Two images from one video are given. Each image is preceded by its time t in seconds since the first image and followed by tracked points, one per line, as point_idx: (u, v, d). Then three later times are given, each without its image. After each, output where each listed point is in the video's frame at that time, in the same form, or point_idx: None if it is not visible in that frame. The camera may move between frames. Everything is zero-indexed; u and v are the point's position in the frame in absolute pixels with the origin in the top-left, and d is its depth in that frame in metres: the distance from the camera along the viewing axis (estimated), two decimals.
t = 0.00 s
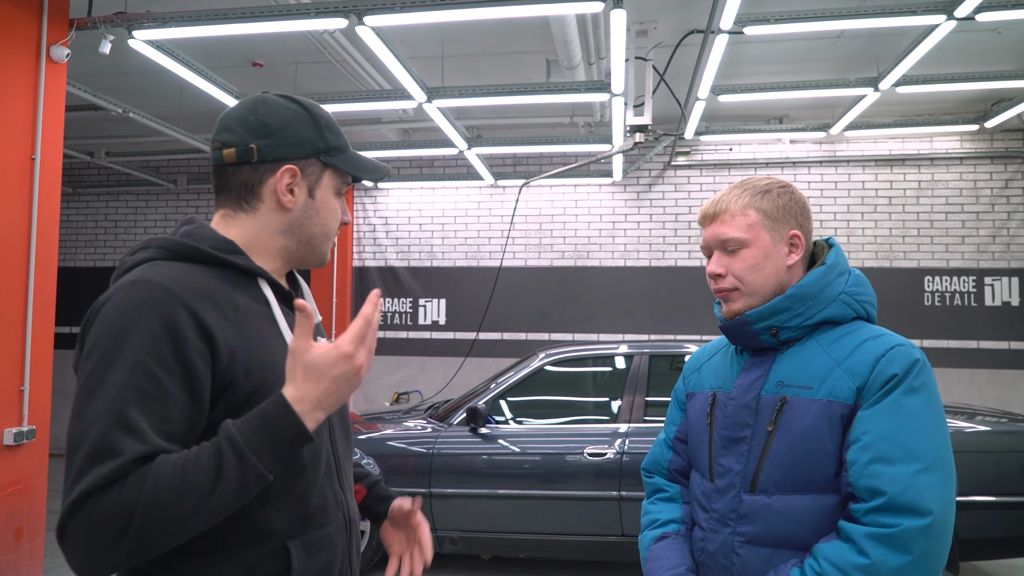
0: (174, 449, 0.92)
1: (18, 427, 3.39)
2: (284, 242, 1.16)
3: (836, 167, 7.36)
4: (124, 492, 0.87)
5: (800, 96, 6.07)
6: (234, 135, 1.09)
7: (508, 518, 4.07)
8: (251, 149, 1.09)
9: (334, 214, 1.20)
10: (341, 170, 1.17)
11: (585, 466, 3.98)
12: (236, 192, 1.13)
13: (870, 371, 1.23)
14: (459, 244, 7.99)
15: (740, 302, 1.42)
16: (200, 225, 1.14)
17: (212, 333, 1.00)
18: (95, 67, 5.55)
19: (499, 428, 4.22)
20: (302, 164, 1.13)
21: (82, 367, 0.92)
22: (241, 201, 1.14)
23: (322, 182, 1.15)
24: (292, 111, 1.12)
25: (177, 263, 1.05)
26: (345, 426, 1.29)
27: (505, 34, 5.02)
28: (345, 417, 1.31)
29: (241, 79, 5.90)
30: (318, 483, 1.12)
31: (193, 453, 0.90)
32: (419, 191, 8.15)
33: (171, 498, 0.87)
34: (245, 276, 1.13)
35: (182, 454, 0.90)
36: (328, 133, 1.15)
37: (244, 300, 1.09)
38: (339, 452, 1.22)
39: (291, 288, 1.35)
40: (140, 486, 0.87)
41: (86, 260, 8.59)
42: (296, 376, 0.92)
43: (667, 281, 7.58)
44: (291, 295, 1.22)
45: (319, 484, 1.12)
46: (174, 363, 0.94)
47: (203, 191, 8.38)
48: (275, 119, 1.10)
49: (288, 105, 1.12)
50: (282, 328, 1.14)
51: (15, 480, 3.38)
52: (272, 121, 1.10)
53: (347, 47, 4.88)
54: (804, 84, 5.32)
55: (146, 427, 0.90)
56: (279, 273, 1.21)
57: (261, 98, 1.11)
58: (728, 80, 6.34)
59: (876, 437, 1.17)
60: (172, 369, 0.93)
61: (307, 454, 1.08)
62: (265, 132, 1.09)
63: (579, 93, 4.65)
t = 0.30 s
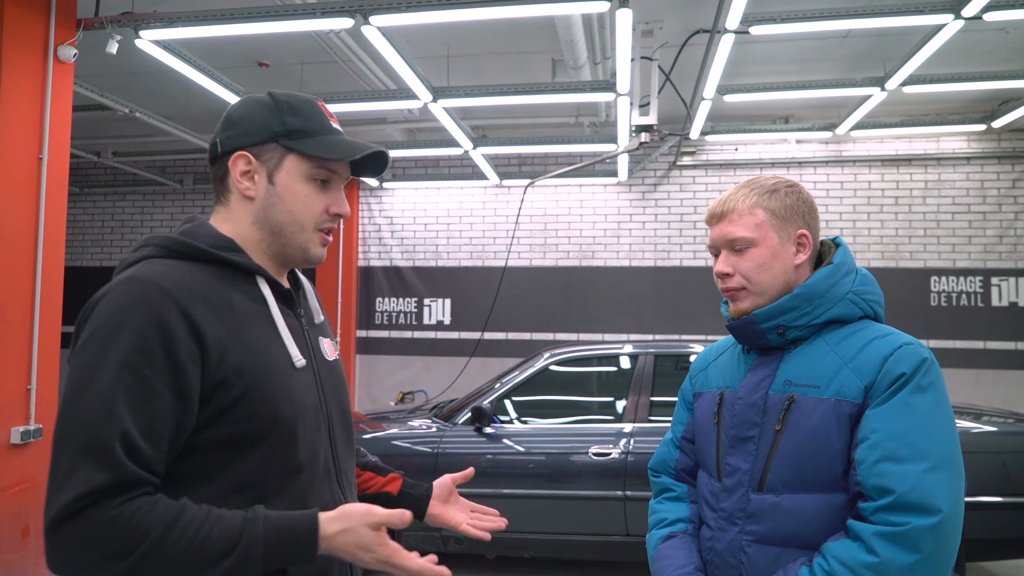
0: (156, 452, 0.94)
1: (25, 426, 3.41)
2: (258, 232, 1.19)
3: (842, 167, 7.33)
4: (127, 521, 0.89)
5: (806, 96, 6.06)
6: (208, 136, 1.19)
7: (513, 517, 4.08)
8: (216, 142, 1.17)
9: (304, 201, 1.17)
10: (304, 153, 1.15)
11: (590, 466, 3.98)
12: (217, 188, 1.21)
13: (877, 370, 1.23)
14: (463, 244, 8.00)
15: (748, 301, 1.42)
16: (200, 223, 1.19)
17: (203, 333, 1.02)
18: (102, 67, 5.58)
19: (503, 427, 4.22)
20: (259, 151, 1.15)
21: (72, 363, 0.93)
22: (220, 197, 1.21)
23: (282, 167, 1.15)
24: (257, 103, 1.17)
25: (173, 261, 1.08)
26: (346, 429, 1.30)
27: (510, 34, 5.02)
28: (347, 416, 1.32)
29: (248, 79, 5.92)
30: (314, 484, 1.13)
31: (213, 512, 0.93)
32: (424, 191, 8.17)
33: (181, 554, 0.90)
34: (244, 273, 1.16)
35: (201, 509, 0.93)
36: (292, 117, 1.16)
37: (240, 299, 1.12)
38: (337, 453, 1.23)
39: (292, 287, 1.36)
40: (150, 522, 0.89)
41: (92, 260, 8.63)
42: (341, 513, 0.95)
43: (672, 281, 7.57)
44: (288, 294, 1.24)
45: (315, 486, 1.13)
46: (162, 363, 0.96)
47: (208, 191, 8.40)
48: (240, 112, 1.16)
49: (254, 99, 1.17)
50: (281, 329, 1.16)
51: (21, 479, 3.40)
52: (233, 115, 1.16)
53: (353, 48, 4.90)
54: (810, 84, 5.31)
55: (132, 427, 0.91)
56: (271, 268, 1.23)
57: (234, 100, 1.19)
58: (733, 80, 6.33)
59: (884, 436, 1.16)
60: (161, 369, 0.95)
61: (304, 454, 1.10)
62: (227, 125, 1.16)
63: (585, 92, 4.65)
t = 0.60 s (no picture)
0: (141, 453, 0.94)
1: (28, 426, 3.42)
2: (269, 229, 1.20)
3: (840, 169, 7.37)
4: (89, 511, 0.89)
5: (805, 98, 6.08)
6: (223, 130, 1.21)
7: (513, 518, 4.09)
8: (232, 136, 1.18)
9: (318, 201, 1.19)
10: (322, 154, 1.18)
11: (589, 466, 4.00)
12: (228, 183, 1.22)
13: (881, 372, 1.25)
14: (462, 244, 8.02)
15: (754, 304, 1.44)
16: (210, 224, 1.20)
17: (205, 339, 1.03)
18: (104, 69, 5.59)
19: (504, 428, 4.23)
20: (277, 147, 1.17)
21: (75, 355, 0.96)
22: (231, 191, 1.21)
23: (299, 166, 1.17)
24: (277, 103, 1.20)
25: (180, 263, 1.10)
26: (354, 432, 1.32)
27: (510, 37, 5.05)
28: (355, 419, 1.33)
29: (249, 80, 5.94)
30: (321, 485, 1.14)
31: (174, 508, 0.92)
32: (423, 193, 8.18)
33: (135, 549, 0.89)
34: (253, 275, 1.18)
35: (163, 504, 0.92)
36: (311, 119, 1.19)
37: (248, 301, 1.13)
38: (345, 456, 1.25)
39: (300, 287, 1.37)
40: (109, 514, 0.89)
41: (91, 261, 8.62)
42: (305, 511, 0.91)
43: (670, 283, 7.60)
44: (296, 295, 1.25)
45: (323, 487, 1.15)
46: (160, 365, 0.97)
47: (208, 192, 8.40)
48: (257, 109, 1.19)
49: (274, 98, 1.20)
50: (290, 332, 1.17)
51: (24, 479, 3.41)
52: (253, 111, 1.18)
53: (355, 50, 4.91)
54: (808, 87, 5.34)
55: (120, 426, 0.92)
56: (278, 267, 1.24)
57: (253, 99, 1.21)
58: (732, 82, 6.36)
59: (888, 436, 1.18)
60: (158, 371, 0.96)
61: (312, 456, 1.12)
62: (246, 120, 1.18)
63: (585, 95, 4.67)
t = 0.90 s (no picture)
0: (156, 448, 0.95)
1: (30, 425, 3.42)
2: (280, 229, 1.22)
3: (836, 170, 7.41)
4: (95, 504, 0.90)
5: (803, 100, 6.11)
6: (230, 131, 1.21)
7: (513, 517, 4.11)
8: (240, 137, 1.19)
9: (328, 200, 1.21)
10: (331, 154, 1.19)
11: (588, 465, 4.02)
12: (237, 184, 1.23)
13: (884, 371, 1.27)
14: (460, 244, 8.04)
15: (759, 304, 1.46)
16: (219, 224, 1.22)
17: (216, 337, 1.04)
18: (103, 68, 5.59)
19: (503, 427, 4.24)
20: (286, 147, 1.18)
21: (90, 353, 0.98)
22: (241, 193, 1.22)
23: (308, 165, 1.19)
24: (284, 103, 1.21)
25: (193, 262, 1.11)
26: (362, 431, 1.34)
27: (510, 38, 5.07)
28: (363, 417, 1.35)
29: (248, 80, 5.94)
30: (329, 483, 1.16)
31: (178, 500, 0.92)
32: (421, 193, 8.19)
33: (139, 541, 0.89)
34: (263, 274, 1.19)
35: (167, 495, 0.92)
36: (318, 119, 1.20)
37: (258, 299, 1.15)
38: (353, 454, 1.26)
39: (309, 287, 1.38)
40: (113, 507, 0.89)
41: (88, 260, 8.61)
42: (305, 490, 0.89)
43: (668, 283, 7.62)
44: (304, 294, 1.26)
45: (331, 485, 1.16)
46: (173, 362, 0.98)
47: (206, 191, 8.39)
48: (264, 110, 1.20)
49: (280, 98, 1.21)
50: (299, 331, 1.19)
51: (26, 478, 3.41)
52: (260, 112, 1.19)
53: (355, 51, 4.93)
54: (806, 88, 5.37)
55: (134, 422, 0.93)
56: (289, 267, 1.26)
57: (258, 99, 1.22)
58: (731, 83, 6.38)
59: (891, 434, 1.21)
60: (170, 368, 0.98)
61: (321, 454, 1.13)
62: (253, 122, 1.19)
63: (584, 96, 4.69)
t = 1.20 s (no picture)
0: (179, 445, 0.97)
1: (31, 425, 3.42)
2: (297, 232, 1.24)
3: (832, 171, 7.46)
4: (116, 500, 0.91)
5: (800, 101, 6.15)
6: (247, 134, 1.23)
7: (512, 516, 4.13)
8: (257, 140, 1.21)
9: (344, 203, 1.23)
10: (348, 158, 1.21)
11: (587, 465, 4.04)
12: (253, 186, 1.24)
13: (888, 371, 1.30)
14: (458, 245, 8.05)
15: (765, 304, 1.49)
16: (234, 226, 1.23)
17: (234, 336, 1.06)
18: (101, 68, 5.58)
19: (502, 427, 4.26)
20: (303, 151, 1.20)
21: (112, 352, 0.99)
22: (257, 195, 1.24)
23: (325, 169, 1.21)
24: (301, 107, 1.22)
25: (211, 263, 1.13)
26: (374, 430, 1.35)
27: (509, 39, 5.09)
28: (374, 415, 1.36)
29: (247, 81, 5.95)
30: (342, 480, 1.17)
31: (198, 495, 0.93)
32: (419, 193, 8.21)
33: (160, 536, 0.90)
34: (278, 275, 1.21)
35: (187, 491, 0.93)
36: (334, 123, 1.22)
37: (274, 300, 1.16)
38: (366, 453, 1.28)
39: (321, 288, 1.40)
40: (133, 503, 0.91)
41: (85, 260, 8.59)
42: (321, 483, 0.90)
43: (665, 283, 7.65)
44: (318, 294, 1.28)
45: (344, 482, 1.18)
46: (194, 361, 0.99)
47: (203, 192, 8.38)
48: (281, 114, 1.22)
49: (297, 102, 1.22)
50: (313, 330, 1.20)
51: (27, 477, 3.42)
52: (277, 116, 1.21)
53: (355, 52, 4.94)
54: (802, 90, 5.41)
55: (156, 420, 0.95)
56: (304, 268, 1.28)
57: (274, 102, 1.24)
58: (729, 84, 6.41)
59: (896, 431, 1.23)
60: (192, 366, 0.99)
61: (335, 452, 1.15)
62: (271, 125, 1.21)
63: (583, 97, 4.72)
